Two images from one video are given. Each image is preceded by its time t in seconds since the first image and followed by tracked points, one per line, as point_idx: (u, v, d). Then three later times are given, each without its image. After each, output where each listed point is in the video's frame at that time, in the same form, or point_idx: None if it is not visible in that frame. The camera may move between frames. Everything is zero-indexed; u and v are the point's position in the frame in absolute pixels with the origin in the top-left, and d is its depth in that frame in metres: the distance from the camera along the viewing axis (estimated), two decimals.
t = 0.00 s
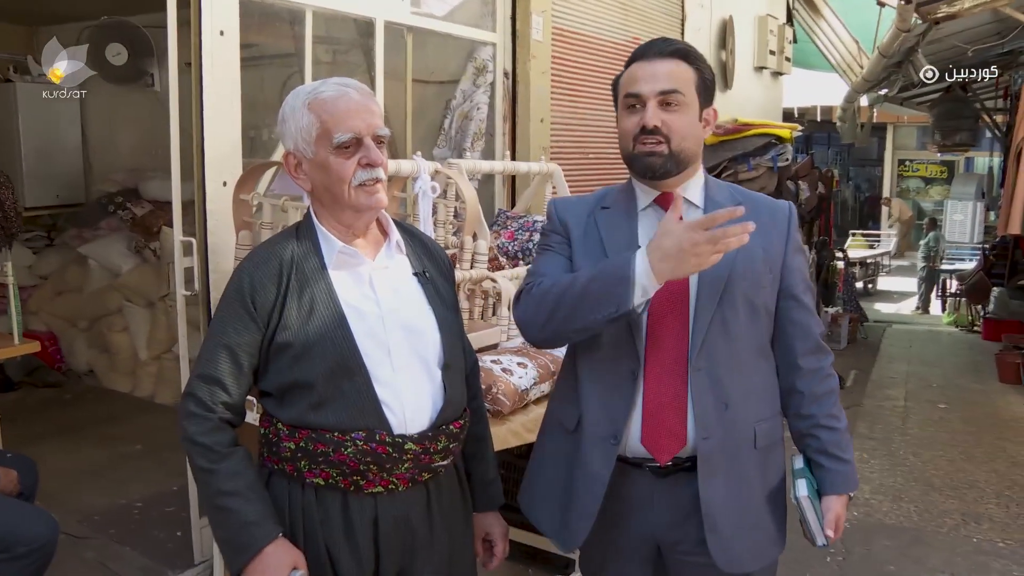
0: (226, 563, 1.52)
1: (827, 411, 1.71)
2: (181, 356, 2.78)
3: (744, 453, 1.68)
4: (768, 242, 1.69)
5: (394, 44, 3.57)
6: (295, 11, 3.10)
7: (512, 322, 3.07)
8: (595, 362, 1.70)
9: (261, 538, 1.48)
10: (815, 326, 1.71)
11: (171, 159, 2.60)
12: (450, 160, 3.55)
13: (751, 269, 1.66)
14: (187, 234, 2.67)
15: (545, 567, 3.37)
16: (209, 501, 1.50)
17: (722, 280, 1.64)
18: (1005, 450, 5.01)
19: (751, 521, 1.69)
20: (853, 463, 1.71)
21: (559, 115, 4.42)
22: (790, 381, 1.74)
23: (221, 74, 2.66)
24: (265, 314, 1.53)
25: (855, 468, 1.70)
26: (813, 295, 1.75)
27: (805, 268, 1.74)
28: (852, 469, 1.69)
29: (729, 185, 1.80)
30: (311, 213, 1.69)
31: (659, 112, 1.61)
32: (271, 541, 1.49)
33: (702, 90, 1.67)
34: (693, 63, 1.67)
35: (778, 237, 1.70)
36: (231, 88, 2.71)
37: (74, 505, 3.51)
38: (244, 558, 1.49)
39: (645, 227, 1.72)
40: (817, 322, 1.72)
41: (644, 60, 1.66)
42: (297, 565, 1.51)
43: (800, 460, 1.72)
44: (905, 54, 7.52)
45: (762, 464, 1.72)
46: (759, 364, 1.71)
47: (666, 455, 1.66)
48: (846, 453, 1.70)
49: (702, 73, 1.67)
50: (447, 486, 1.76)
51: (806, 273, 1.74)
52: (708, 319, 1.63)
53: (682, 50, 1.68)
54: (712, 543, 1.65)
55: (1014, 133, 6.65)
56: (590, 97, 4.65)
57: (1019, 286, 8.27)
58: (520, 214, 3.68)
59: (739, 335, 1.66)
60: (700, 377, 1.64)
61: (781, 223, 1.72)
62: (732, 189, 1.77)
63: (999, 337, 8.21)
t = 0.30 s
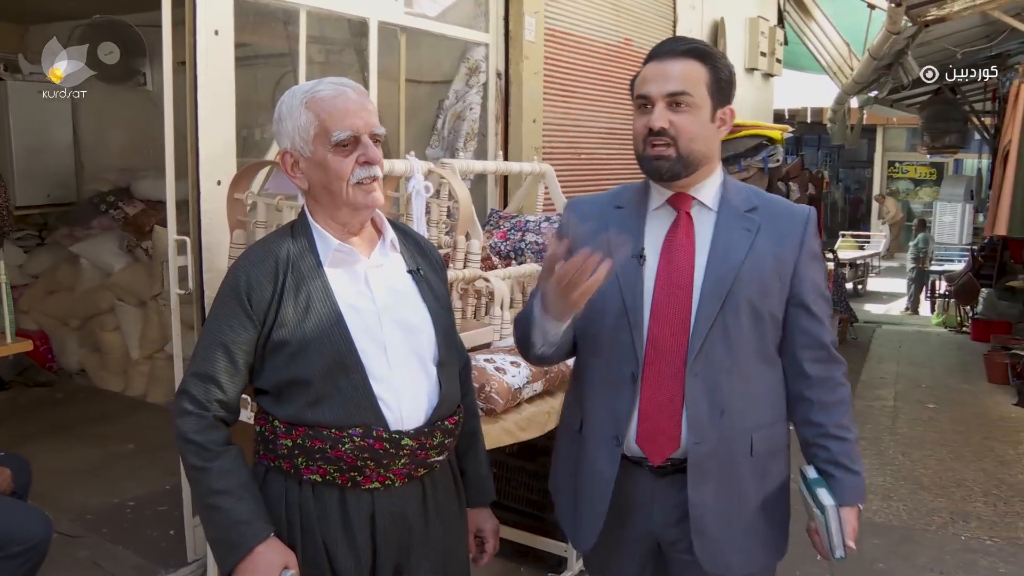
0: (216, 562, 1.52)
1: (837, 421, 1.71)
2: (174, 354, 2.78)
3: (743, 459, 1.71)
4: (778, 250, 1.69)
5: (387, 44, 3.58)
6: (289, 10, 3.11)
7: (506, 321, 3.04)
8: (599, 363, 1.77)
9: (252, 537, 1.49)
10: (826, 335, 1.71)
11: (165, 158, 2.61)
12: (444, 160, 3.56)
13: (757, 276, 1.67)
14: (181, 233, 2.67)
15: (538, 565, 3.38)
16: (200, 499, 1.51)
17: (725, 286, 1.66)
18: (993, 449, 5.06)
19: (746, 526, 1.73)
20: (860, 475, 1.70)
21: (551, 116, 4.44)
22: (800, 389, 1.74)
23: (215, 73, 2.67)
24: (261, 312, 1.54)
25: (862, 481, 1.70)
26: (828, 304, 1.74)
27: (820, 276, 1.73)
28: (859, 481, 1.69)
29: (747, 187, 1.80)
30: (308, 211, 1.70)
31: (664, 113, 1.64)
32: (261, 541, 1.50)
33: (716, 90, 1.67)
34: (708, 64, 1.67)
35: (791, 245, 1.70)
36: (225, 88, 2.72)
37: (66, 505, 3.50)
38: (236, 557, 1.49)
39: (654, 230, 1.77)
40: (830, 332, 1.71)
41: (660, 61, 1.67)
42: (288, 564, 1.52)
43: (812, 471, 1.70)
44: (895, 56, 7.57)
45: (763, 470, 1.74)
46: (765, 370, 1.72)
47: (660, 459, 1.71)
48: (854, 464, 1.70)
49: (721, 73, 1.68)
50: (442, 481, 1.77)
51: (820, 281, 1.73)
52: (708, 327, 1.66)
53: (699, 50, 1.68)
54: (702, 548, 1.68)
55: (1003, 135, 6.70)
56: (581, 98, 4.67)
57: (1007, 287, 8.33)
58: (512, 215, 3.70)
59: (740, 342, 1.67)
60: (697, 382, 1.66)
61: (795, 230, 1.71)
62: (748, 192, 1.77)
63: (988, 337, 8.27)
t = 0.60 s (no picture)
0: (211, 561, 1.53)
1: (843, 441, 1.64)
2: (169, 353, 2.79)
3: (739, 470, 1.69)
4: (787, 259, 1.64)
5: (382, 43, 3.58)
6: (283, 9, 3.12)
7: (498, 320, 3.07)
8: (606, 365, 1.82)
9: (247, 537, 1.50)
10: (837, 351, 1.63)
11: (160, 157, 2.61)
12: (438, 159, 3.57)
13: (760, 286, 1.64)
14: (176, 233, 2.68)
15: (532, 564, 3.39)
16: (195, 499, 1.51)
17: (724, 296, 1.64)
18: (988, 448, 5.08)
19: (738, 540, 1.71)
20: (867, 502, 1.62)
21: (546, 115, 4.45)
22: (808, 404, 1.69)
23: (209, 73, 2.68)
24: (255, 311, 1.55)
25: (868, 508, 1.61)
26: (848, 317, 1.67)
27: (838, 287, 1.65)
28: (866, 509, 1.61)
29: (771, 189, 1.75)
30: (302, 210, 1.70)
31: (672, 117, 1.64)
32: (256, 541, 1.51)
33: (731, 90, 1.66)
34: (723, 63, 1.66)
35: (802, 254, 1.64)
36: (220, 88, 2.72)
37: (62, 504, 3.50)
38: (230, 556, 1.50)
39: (667, 233, 1.80)
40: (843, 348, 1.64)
41: (676, 61, 1.68)
42: (284, 564, 1.52)
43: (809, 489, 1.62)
44: (889, 55, 7.58)
45: (763, 483, 1.71)
46: (769, 382, 1.69)
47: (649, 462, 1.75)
48: (861, 488, 1.62)
49: (738, 72, 1.67)
50: (434, 479, 1.78)
51: (838, 292, 1.65)
52: (704, 336, 1.66)
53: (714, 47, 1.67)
54: (688, 554, 1.70)
55: (997, 134, 6.71)
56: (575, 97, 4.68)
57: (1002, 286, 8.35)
58: (506, 213, 3.71)
59: (740, 353, 1.65)
60: (687, 391, 1.67)
61: (811, 238, 1.65)
62: (770, 195, 1.73)
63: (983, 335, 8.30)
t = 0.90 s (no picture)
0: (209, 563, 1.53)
1: (839, 469, 1.50)
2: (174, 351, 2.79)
3: (728, 485, 1.62)
4: (799, 271, 1.54)
5: (388, 42, 3.58)
6: (289, 8, 3.11)
7: (504, 319, 3.06)
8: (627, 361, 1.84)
9: (244, 539, 1.49)
10: (843, 374, 1.49)
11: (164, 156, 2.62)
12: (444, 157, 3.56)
13: (765, 296, 1.56)
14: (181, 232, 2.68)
15: (538, 563, 3.38)
16: (193, 500, 1.51)
17: (727, 304, 1.59)
18: (999, 448, 5.04)
19: (719, 555, 1.65)
20: (855, 540, 1.47)
21: (552, 113, 4.43)
22: (812, 426, 1.56)
23: (214, 72, 2.68)
24: (253, 312, 1.54)
25: (854, 547, 1.47)
26: (870, 340, 1.52)
27: (857, 305, 1.50)
28: (850, 548, 1.47)
29: (809, 197, 1.65)
30: (303, 210, 1.69)
31: (678, 125, 1.63)
32: (253, 543, 1.50)
33: (737, 96, 1.57)
34: (738, 65, 1.57)
35: (814, 267, 1.53)
36: (224, 87, 2.72)
37: (70, 502, 3.52)
38: (227, 558, 1.50)
39: (696, 234, 1.78)
40: (852, 371, 1.49)
41: (694, 64, 1.63)
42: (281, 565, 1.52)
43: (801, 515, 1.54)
44: (900, 51, 7.53)
45: (758, 502, 1.63)
46: (774, 398, 1.60)
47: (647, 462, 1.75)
48: (846, 525, 1.48)
49: (754, 74, 1.57)
50: (435, 479, 1.77)
51: (857, 311, 1.50)
52: (704, 342, 1.61)
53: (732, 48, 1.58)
54: (671, 557, 1.69)
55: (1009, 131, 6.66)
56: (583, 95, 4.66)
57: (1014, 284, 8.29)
58: (513, 212, 3.70)
59: (739, 364, 1.58)
60: (685, 397, 1.64)
61: (830, 250, 1.53)
62: (802, 203, 1.63)
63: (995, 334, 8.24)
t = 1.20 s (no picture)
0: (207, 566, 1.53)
1: (831, 491, 1.45)
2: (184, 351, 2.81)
3: (723, 493, 1.60)
4: (809, 285, 1.50)
5: (400, 42, 3.58)
6: (302, 9, 3.12)
7: (514, 321, 3.08)
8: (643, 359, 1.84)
9: (242, 544, 1.49)
10: (844, 394, 1.44)
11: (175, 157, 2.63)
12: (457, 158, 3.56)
13: (772, 307, 1.53)
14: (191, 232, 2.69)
15: (547, 566, 3.37)
16: (192, 503, 1.51)
17: (735, 312, 1.57)
18: (1017, 453, 4.97)
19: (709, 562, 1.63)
20: (841, 563, 1.44)
21: (566, 113, 4.42)
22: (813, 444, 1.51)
23: (225, 73, 2.69)
24: (256, 315, 1.54)
25: (841, 570, 1.43)
26: (880, 362, 1.44)
27: (866, 325, 1.43)
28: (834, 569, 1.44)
29: (832, 209, 1.59)
30: (306, 212, 1.69)
31: (696, 136, 1.61)
32: (251, 548, 1.50)
33: (752, 106, 1.53)
34: (756, 75, 1.53)
35: (824, 282, 1.49)
36: (235, 89, 2.73)
37: (83, 500, 3.55)
38: (225, 561, 1.49)
39: (717, 238, 1.75)
40: (853, 393, 1.43)
41: (712, 72, 1.59)
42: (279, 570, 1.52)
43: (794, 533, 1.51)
44: (919, 52, 7.46)
45: (755, 515, 1.60)
46: (778, 412, 1.56)
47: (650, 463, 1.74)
48: (834, 549, 1.44)
49: (771, 83, 1.53)
50: (436, 484, 1.76)
51: (867, 332, 1.43)
52: (710, 349, 1.60)
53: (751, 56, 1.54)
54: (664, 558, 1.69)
55: None
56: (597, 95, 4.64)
57: None
58: (526, 213, 3.68)
59: (744, 374, 1.56)
60: (688, 403, 1.63)
61: (843, 266, 1.47)
62: (824, 214, 1.58)
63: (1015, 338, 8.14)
